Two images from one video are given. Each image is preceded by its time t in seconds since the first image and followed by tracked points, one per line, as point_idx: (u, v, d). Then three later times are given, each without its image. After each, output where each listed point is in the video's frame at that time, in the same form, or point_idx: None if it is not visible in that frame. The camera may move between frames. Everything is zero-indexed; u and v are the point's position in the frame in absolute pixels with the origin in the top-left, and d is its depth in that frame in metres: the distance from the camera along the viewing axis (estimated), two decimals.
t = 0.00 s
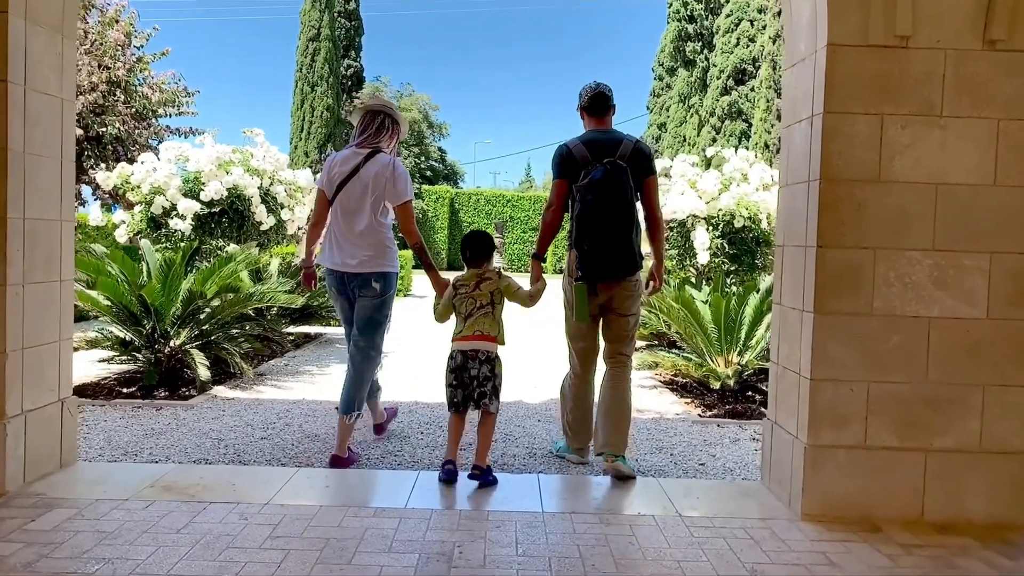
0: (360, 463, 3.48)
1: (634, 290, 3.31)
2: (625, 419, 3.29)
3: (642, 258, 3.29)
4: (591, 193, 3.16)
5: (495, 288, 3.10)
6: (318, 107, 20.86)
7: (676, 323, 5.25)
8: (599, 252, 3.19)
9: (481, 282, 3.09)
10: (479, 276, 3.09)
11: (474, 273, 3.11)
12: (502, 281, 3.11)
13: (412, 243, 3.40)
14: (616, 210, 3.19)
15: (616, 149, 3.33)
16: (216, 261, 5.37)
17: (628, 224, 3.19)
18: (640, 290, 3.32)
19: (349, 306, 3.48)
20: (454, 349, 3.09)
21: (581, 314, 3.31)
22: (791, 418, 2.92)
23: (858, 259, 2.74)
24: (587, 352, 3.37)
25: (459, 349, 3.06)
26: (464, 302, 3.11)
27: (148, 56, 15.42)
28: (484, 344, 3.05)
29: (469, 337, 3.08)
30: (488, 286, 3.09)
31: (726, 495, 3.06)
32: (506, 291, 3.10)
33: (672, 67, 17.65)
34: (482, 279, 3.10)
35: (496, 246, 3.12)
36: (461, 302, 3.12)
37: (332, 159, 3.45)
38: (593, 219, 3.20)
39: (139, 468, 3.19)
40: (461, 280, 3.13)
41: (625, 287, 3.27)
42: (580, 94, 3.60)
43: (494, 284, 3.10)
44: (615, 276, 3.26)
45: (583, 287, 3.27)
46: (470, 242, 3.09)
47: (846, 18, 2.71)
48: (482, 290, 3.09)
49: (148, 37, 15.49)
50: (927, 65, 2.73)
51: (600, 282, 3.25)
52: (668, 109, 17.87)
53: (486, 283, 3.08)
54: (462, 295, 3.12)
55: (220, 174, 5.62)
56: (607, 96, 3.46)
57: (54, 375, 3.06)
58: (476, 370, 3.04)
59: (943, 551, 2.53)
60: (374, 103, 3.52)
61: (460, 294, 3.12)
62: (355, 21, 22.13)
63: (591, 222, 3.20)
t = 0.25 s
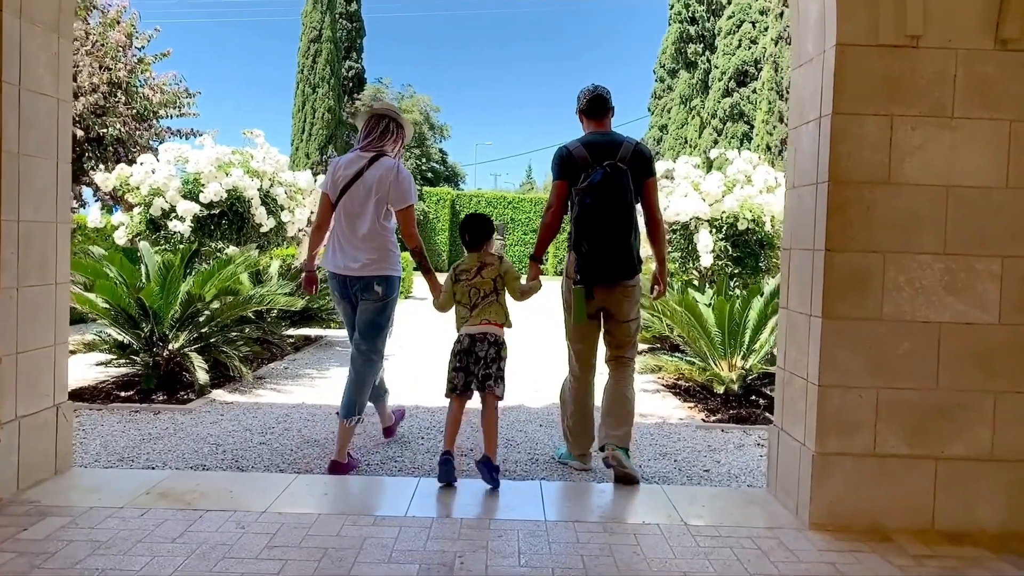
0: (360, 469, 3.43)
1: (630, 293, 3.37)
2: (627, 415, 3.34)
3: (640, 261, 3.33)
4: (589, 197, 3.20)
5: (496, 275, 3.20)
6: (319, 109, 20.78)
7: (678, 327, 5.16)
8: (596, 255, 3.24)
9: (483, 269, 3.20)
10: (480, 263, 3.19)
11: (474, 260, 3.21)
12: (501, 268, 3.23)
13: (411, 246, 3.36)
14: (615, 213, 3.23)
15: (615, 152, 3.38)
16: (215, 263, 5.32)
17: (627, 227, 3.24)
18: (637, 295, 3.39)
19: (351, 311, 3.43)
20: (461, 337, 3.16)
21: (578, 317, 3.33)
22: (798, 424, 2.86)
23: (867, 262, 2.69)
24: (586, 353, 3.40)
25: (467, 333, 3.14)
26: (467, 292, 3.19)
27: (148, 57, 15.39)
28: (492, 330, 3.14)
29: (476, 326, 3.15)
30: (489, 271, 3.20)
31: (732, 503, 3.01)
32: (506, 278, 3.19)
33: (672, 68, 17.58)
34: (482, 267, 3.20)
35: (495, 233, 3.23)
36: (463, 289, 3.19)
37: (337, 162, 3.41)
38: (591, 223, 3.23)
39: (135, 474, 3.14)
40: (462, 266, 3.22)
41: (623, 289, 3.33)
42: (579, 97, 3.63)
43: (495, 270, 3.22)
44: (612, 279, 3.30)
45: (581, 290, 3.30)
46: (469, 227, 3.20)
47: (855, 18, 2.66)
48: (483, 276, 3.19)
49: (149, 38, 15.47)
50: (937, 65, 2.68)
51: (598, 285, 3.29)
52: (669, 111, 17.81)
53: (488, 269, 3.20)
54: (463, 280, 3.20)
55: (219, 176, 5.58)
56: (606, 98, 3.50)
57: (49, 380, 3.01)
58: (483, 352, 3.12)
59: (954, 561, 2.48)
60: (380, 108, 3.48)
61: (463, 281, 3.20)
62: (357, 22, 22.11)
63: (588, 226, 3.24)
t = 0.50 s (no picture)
0: (358, 472, 3.38)
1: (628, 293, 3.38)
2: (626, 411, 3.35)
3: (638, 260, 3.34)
4: (589, 194, 3.23)
5: (499, 264, 3.35)
6: (318, 108, 20.66)
7: (680, 327, 5.06)
8: (594, 253, 3.27)
9: (485, 257, 3.34)
10: (482, 251, 3.32)
11: (476, 248, 3.35)
12: (502, 255, 3.37)
13: (411, 246, 3.31)
14: (614, 211, 3.26)
15: (616, 150, 3.38)
16: (212, 263, 5.26)
17: (626, 225, 3.28)
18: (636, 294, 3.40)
19: (352, 313, 3.39)
20: (465, 322, 3.34)
21: (572, 315, 3.32)
22: (804, 427, 2.81)
23: (874, 262, 2.64)
24: (586, 353, 3.37)
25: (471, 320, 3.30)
26: (470, 279, 3.34)
27: (146, 56, 15.33)
28: (496, 318, 3.33)
29: (480, 313, 3.33)
30: (491, 260, 3.34)
31: (736, 507, 2.96)
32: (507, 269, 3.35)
33: (673, 67, 17.73)
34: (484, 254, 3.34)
35: (496, 219, 3.38)
36: (466, 276, 3.35)
37: (339, 163, 3.38)
38: (590, 219, 3.26)
39: (129, 478, 3.08)
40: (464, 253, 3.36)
41: (621, 287, 3.34)
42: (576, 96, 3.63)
43: (498, 258, 3.35)
44: (611, 277, 3.31)
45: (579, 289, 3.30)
46: (470, 216, 3.35)
47: (863, 13, 2.61)
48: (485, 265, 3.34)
49: (147, 37, 15.42)
50: (946, 61, 2.63)
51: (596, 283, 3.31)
52: (669, 109, 17.76)
53: (490, 257, 3.33)
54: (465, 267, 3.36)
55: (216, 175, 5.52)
56: (604, 97, 3.52)
57: (42, 383, 2.96)
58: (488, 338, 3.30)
59: (964, 567, 2.44)
60: (382, 109, 3.46)
61: (466, 269, 3.36)
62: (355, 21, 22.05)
63: (588, 223, 3.27)
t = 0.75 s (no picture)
0: (357, 476, 3.32)
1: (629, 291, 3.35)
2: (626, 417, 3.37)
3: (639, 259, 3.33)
4: (589, 192, 3.22)
5: (501, 258, 3.39)
6: (317, 108, 20.58)
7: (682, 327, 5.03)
8: (595, 251, 3.26)
9: (488, 249, 3.39)
10: (485, 244, 3.39)
11: (479, 242, 3.40)
12: (505, 248, 3.40)
13: (412, 245, 3.28)
14: (615, 210, 3.25)
15: (615, 148, 3.34)
16: (209, 263, 5.21)
17: (630, 226, 3.31)
18: (637, 291, 3.36)
19: (355, 315, 3.35)
20: (467, 315, 3.40)
21: (569, 314, 3.30)
22: (811, 431, 2.76)
23: (883, 263, 2.59)
24: (587, 353, 3.35)
25: (474, 314, 3.37)
26: (473, 270, 3.39)
27: (145, 55, 15.26)
28: (498, 312, 3.39)
29: (481, 308, 3.39)
30: (495, 252, 3.38)
31: (742, 512, 2.91)
32: (508, 265, 3.39)
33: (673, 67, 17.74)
34: (488, 247, 3.39)
35: (496, 212, 3.45)
36: (469, 268, 3.39)
37: (341, 166, 3.36)
38: (591, 218, 3.25)
39: (124, 483, 3.03)
40: (467, 246, 3.40)
41: (621, 286, 3.32)
42: (575, 95, 3.60)
43: (501, 250, 3.39)
44: (612, 276, 3.29)
45: (578, 287, 3.29)
46: (472, 209, 3.42)
47: (871, 9, 2.56)
48: (489, 257, 3.38)
49: (146, 36, 15.37)
50: (957, 58, 2.58)
51: (596, 282, 3.29)
52: (670, 109, 17.73)
53: (493, 249, 3.37)
54: (468, 259, 3.39)
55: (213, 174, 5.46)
56: (604, 96, 3.50)
57: (34, 386, 2.90)
58: (493, 334, 3.37)
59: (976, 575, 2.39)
60: (385, 110, 3.45)
61: (469, 261, 3.39)
62: (355, 20, 21.99)
63: (588, 221, 3.26)
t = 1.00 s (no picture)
0: (356, 479, 3.26)
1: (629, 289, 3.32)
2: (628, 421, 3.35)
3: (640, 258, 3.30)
4: (592, 188, 3.16)
5: (502, 253, 3.35)
6: (317, 106, 20.52)
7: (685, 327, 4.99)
8: (597, 249, 3.22)
9: (489, 245, 3.36)
10: (485, 239, 3.36)
11: (479, 238, 3.37)
12: (506, 243, 3.37)
13: (415, 243, 3.25)
14: (617, 207, 3.18)
15: (616, 147, 3.31)
16: (207, 262, 5.15)
17: (630, 223, 3.24)
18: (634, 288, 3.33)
19: (359, 316, 3.34)
20: (470, 313, 3.36)
21: (569, 313, 3.26)
22: (818, 434, 2.71)
23: (893, 262, 2.54)
24: (588, 355, 3.30)
25: (477, 310, 3.34)
26: (473, 265, 3.34)
27: (144, 54, 15.21)
28: (501, 308, 3.37)
29: (485, 304, 3.36)
30: (495, 248, 3.35)
31: (748, 515, 2.86)
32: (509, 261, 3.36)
33: (674, 65, 17.67)
34: (488, 242, 3.36)
35: (497, 210, 3.41)
36: (470, 264, 3.35)
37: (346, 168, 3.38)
38: (593, 215, 3.19)
39: (119, 486, 2.98)
40: (467, 242, 3.36)
41: (620, 284, 3.29)
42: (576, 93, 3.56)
43: (501, 245, 3.36)
44: (613, 274, 3.25)
45: (578, 284, 3.25)
46: (473, 204, 3.39)
47: (881, 3, 2.51)
48: (489, 253, 3.35)
49: (144, 34, 15.33)
50: (967, 53, 2.53)
51: (597, 280, 3.24)
52: (671, 108, 17.69)
53: (494, 244, 3.34)
54: (468, 254, 3.35)
55: (211, 172, 5.41)
56: (604, 94, 3.45)
57: (27, 388, 2.85)
58: (495, 331, 3.35)
59: None
60: (388, 111, 3.48)
61: (470, 256, 3.34)
62: (354, 19, 21.95)
63: (591, 218, 3.20)
